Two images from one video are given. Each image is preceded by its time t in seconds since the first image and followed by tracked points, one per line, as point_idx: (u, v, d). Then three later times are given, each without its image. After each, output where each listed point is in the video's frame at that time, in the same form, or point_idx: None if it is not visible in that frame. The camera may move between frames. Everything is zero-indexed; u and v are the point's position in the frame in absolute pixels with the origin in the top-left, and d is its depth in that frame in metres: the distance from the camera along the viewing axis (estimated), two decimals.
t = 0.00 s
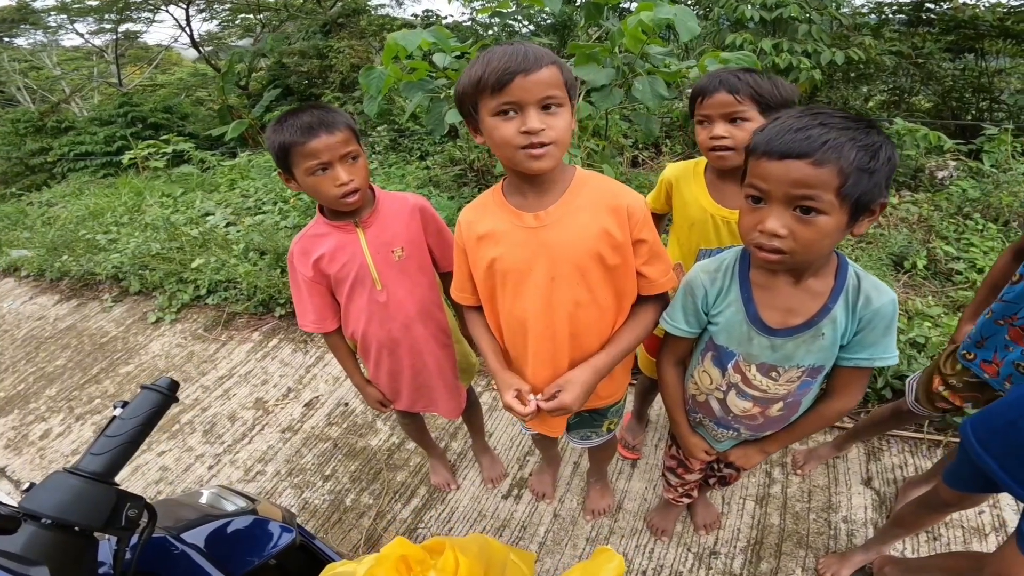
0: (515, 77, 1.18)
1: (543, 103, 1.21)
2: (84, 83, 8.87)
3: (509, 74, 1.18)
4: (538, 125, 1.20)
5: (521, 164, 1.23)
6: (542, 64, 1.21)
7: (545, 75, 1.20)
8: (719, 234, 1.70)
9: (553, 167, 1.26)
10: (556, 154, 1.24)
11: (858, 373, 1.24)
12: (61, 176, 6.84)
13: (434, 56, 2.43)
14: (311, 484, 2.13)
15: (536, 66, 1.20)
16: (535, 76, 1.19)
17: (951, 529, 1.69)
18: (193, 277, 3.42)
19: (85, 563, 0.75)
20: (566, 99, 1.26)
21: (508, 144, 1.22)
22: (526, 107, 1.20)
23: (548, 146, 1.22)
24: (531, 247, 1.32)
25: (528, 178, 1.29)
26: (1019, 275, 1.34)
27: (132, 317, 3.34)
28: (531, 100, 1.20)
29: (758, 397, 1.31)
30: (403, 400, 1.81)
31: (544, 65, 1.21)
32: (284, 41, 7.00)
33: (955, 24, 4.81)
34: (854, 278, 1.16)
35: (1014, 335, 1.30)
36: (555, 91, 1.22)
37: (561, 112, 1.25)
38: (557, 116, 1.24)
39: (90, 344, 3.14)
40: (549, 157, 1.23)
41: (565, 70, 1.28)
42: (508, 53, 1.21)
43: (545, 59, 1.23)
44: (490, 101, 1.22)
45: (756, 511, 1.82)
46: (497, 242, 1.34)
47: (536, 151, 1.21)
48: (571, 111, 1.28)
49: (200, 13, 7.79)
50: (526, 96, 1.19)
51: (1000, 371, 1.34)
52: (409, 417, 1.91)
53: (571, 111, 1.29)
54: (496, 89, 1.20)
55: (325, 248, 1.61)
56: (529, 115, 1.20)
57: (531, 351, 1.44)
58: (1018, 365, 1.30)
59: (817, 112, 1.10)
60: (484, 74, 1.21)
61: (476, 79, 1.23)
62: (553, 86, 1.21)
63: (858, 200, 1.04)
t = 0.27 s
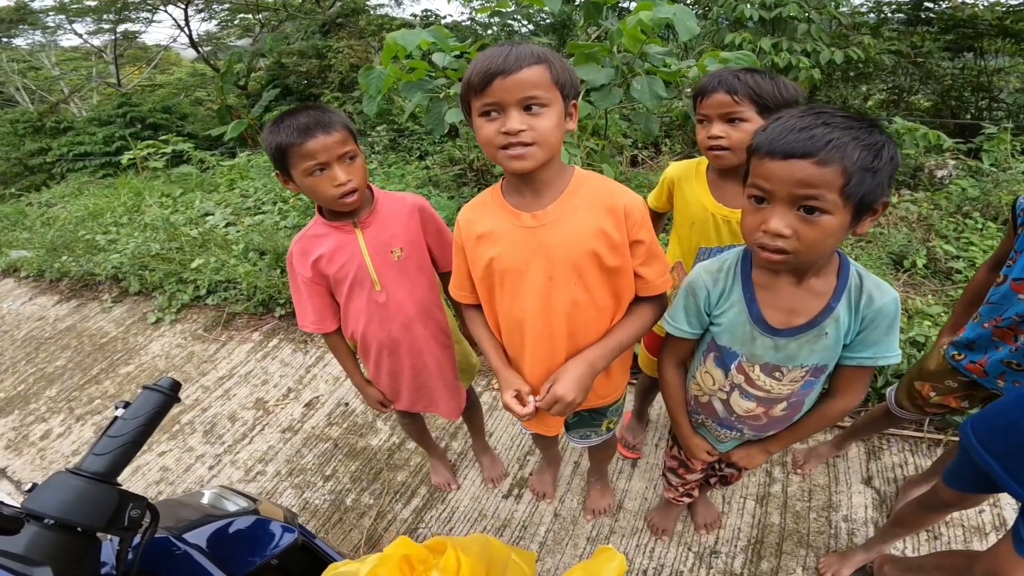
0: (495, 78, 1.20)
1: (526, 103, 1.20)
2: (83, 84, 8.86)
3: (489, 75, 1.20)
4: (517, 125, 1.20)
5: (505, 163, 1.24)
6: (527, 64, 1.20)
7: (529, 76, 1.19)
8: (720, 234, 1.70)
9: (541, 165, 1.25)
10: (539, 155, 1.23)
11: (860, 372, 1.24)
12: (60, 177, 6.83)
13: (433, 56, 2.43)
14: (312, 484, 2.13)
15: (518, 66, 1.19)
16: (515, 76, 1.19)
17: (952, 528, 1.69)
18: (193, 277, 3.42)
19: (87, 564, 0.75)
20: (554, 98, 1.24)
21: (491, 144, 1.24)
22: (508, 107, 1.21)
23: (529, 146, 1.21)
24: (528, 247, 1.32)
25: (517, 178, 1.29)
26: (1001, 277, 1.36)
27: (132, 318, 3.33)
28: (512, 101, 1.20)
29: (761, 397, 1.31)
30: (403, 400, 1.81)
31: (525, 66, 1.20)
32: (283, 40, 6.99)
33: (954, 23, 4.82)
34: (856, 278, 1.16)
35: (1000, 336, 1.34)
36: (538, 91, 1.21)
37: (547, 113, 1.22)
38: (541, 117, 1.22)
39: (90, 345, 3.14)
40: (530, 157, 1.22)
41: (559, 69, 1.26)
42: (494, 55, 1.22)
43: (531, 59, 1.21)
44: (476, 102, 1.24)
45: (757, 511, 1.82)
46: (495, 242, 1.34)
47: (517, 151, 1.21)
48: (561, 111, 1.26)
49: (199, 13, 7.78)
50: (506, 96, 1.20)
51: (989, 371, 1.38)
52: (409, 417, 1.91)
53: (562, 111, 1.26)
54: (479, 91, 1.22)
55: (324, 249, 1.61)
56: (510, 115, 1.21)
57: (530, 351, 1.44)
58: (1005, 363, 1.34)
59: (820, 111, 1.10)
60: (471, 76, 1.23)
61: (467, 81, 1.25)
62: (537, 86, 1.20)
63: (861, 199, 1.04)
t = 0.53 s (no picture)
0: (494, 77, 1.20)
1: (525, 103, 1.21)
2: (82, 84, 8.84)
3: (490, 75, 1.21)
4: (516, 125, 1.20)
5: (504, 163, 1.24)
6: (527, 64, 1.20)
7: (530, 75, 1.19)
8: (720, 235, 1.70)
9: (541, 166, 1.25)
10: (538, 154, 1.23)
11: (862, 372, 1.25)
12: (60, 177, 6.82)
13: (432, 56, 2.43)
14: (312, 484, 2.13)
15: (518, 66, 1.20)
16: (515, 76, 1.19)
17: (951, 527, 1.69)
18: (193, 278, 3.42)
19: (91, 565, 0.75)
20: (554, 98, 1.23)
21: (491, 144, 1.24)
22: (507, 107, 1.21)
23: (527, 146, 1.21)
24: (528, 248, 1.32)
25: (517, 178, 1.29)
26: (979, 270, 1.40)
27: (132, 318, 3.33)
28: (511, 100, 1.20)
29: (762, 397, 1.31)
30: (403, 402, 1.81)
31: (525, 66, 1.20)
32: (282, 40, 6.98)
33: (953, 22, 4.82)
34: (858, 279, 1.16)
35: (977, 326, 1.37)
36: (538, 91, 1.21)
37: (547, 112, 1.22)
38: (541, 117, 1.22)
39: (90, 346, 3.14)
40: (528, 157, 1.22)
41: (561, 68, 1.26)
42: (494, 55, 1.23)
43: (531, 59, 1.21)
44: (477, 101, 1.25)
45: (756, 510, 1.83)
46: (495, 243, 1.35)
47: (515, 150, 1.21)
48: (563, 110, 1.26)
49: (198, 13, 7.76)
50: (505, 97, 1.20)
51: (967, 361, 1.41)
52: (408, 418, 1.91)
53: (563, 110, 1.26)
54: (479, 90, 1.23)
55: (322, 250, 1.61)
56: (509, 115, 1.21)
57: (529, 351, 1.44)
58: (981, 352, 1.36)
59: (825, 113, 1.10)
60: (473, 76, 1.25)
61: (469, 81, 1.26)
62: (538, 86, 1.20)
63: (866, 202, 1.04)
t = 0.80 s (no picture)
0: (503, 79, 1.20)
1: (532, 105, 1.21)
2: (81, 85, 8.83)
3: (498, 76, 1.20)
4: (525, 126, 1.20)
5: (510, 164, 1.25)
6: (535, 66, 1.20)
7: (538, 77, 1.20)
8: (719, 236, 1.71)
9: (546, 168, 1.26)
10: (547, 156, 1.24)
11: (860, 373, 1.25)
12: (59, 178, 6.82)
13: (432, 57, 2.43)
14: (312, 485, 2.13)
15: (526, 68, 1.20)
16: (524, 78, 1.19)
17: (950, 526, 1.70)
18: (193, 279, 3.42)
19: (93, 566, 0.75)
20: (562, 100, 1.24)
21: (498, 145, 1.24)
22: (515, 109, 1.21)
23: (535, 147, 1.22)
24: (530, 250, 1.32)
25: (523, 180, 1.30)
26: (948, 257, 1.54)
27: (132, 319, 3.34)
28: (519, 102, 1.20)
29: (761, 396, 1.31)
30: (402, 404, 1.81)
31: (533, 68, 1.20)
32: (281, 41, 6.98)
33: (952, 21, 4.83)
34: (856, 279, 1.17)
35: (949, 312, 1.51)
36: (546, 94, 1.21)
37: (554, 115, 1.23)
38: (548, 119, 1.22)
39: (90, 347, 3.14)
40: (537, 159, 1.23)
41: (568, 71, 1.26)
42: (503, 56, 1.22)
43: (540, 61, 1.21)
44: (484, 103, 1.25)
45: (756, 510, 1.83)
46: (497, 243, 1.35)
47: (524, 152, 1.22)
48: (569, 113, 1.26)
49: (196, 13, 7.75)
50: (513, 98, 1.20)
51: (939, 346, 1.55)
52: (408, 419, 1.91)
53: (569, 113, 1.26)
54: (487, 92, 1.23)
55: (321, 252, 1.61)
56: (517, 117, 1.21)
57: (530, 352, 1.44)
58: (952, 337, 1.51)
59: (827, 115, 1.10)
60: (480, 77, 1.24)
61: (474, 82, 1.26)
62: (546, 88, 1.21)
63: (867, 204, 1.05)
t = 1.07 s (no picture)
0: (502, 79, 1.20)
1: (532, 106, 1.21)
2: (81, 86, 8.83)
3: (497, 77, 1.21)
4: (523, 127, 1.21)
5: (509, 164, 1.25)
6: (535, 67, 1.21)
7: (538, 78, 1.20)
8: (718, 236, 1.71)
9: (545, 169, 1.26)
10: (545, 156, 1.24)
11: (858, 371, 1.25)
12: (59, 178, 6.82)
13: (431, 57, 2.43)
14: (312, 485, 2.13)
15: (526, 69, 1.20)
16: (523, 79, 1.19)
17: (949, 526, 1.70)
18: (193, 279, 3.43)
19: (93, 564, 0.75)
20: (561, 101, 1.24)
21: (497, 146, 1.25)
22: (514, 109, 1.22)
23: (534, 147, 1.22)
24: (529, 250, 1.33)
25: (521, 180, 1.30)
26: (930, 250, 1.55)
27: (132, 320, 3.34)
28: (518, 103, 1.21)
29: (759, 395, 1.32)
30: (401, 404, 1.82)
31: (533, 69, 1.20)
32: (280, 42, 6.99)
33: (950, 21, 4.84)
34: (853, 278, 1.17)
35: (932, 305, 1.53)
36: (546, 95, 1.21)
37: (554, 115, 1.23)
38: (548, 120, 1.23)
39: (90, 347, 3.15)
40: (535, 159, 1.23)
41: (568, 72, 1.26)
42: (502, 56, 1.23)
43: (539, 62, 1.22)
44: (484, 104, 1.26)
45: (755, 510, 1.84)
46: (497, 243, 1.35)
47: (523, 152, 1.22)
48: (569, 114, 1.26)
49: (196, 14, 7.74)
50: (512, 99, 1.21)
51: (922, 342, 1.55)
52: (407, 419, 1.92)
53: (569, 113, 1.26)
54: (487, 92, 1.23)
55: (320, 252, 1.62)
56: (516, 117, 1.22)
57: (529, 352, 1.45)
58: (935, 332, 1.51)
59: (821, 114, 1.11)
60: (480, 78, 1.24)
61: (474, 82, 1.26)
62: (545, 89, 1.21)
63: (861, 202, 1.05)
